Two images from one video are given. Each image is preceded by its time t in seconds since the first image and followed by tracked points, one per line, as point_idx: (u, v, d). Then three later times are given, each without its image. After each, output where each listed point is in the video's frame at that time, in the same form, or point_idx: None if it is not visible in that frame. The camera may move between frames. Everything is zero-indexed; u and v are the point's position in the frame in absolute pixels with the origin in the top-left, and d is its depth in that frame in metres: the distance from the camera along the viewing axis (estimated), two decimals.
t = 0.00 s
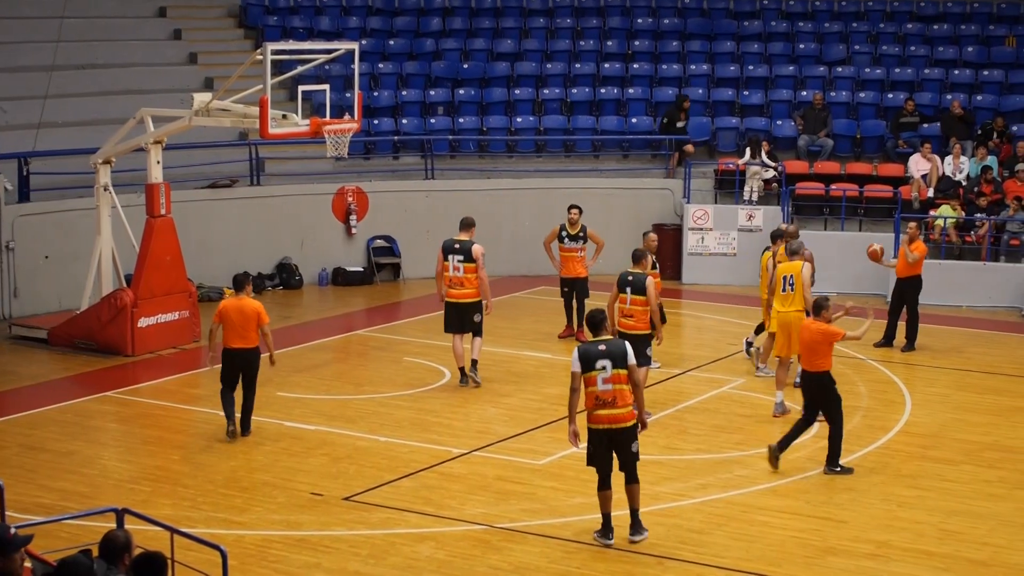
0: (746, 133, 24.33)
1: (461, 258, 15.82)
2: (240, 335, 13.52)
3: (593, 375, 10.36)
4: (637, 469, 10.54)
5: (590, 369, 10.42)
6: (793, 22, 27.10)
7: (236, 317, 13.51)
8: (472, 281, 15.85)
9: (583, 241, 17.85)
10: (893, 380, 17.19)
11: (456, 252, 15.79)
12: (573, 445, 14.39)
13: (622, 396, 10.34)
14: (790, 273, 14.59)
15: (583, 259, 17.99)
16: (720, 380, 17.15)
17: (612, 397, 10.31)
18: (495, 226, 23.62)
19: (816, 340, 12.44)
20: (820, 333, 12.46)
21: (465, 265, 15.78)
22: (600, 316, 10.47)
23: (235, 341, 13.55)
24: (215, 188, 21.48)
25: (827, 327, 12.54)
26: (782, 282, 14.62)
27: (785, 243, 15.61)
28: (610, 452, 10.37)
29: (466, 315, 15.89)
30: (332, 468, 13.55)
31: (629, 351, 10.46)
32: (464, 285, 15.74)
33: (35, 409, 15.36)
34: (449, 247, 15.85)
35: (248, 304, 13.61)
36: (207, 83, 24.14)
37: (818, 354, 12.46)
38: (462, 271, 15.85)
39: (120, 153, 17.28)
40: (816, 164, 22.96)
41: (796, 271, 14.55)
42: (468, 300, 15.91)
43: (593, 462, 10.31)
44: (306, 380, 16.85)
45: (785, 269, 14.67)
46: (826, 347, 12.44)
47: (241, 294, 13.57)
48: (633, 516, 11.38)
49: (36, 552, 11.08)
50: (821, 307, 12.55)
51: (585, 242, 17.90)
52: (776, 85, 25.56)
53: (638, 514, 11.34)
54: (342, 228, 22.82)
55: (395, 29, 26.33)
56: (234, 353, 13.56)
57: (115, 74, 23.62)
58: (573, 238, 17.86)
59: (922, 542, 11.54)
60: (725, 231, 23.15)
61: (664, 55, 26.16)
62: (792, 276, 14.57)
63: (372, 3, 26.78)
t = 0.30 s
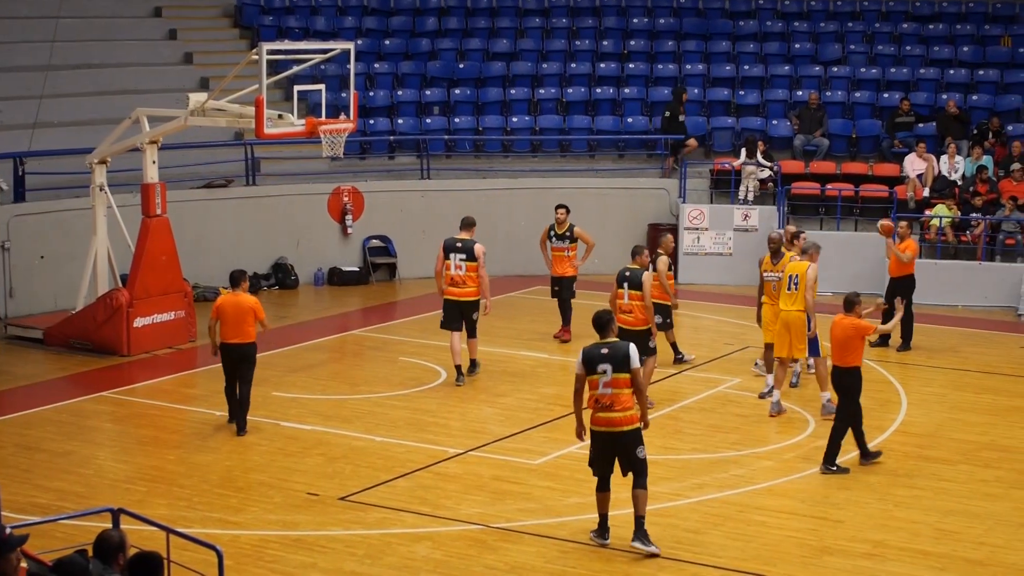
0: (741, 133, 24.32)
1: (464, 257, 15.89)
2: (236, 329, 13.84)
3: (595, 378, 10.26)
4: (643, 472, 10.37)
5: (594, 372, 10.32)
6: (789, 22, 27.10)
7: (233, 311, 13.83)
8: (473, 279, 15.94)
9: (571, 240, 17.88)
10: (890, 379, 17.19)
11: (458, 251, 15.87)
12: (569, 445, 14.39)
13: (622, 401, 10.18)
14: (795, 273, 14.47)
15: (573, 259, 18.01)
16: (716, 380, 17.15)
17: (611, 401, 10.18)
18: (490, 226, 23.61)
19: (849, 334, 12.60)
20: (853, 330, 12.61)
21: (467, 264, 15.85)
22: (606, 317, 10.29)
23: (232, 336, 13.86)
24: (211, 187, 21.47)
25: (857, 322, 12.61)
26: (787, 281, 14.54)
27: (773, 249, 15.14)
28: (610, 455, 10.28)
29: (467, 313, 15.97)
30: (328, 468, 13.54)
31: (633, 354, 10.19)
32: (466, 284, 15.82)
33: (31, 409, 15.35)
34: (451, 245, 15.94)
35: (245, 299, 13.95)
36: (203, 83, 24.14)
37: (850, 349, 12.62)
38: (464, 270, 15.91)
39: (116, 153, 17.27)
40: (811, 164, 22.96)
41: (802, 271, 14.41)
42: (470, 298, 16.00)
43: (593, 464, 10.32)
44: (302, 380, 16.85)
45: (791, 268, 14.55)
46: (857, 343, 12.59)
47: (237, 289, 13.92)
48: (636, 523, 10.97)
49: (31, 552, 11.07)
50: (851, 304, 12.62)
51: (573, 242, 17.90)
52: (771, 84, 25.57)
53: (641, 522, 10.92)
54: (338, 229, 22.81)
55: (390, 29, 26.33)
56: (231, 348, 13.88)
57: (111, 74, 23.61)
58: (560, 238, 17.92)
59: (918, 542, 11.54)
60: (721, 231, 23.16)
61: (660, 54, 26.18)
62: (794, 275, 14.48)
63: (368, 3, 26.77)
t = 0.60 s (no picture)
0: (735, 133, 24.32)
1: (464, 253, 16.33)
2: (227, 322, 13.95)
3: (602, 382, 10.29)
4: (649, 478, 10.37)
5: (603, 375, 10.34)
6: (782, 21, 27.11)
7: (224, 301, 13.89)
8: (472, 275, 16.34)
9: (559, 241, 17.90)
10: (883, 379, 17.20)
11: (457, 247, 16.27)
12: (562, 445, 14.39)
13: (625, 409, 10.18)
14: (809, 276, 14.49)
15: (559, 261, 18.04)
16: (709, 380, 17.15)
17: (614, 408, 10.21)
18: (484, 226, 23.61)
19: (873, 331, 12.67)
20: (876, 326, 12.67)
21: (466, 260, 16.27)
22: (618, 322, 10.11)
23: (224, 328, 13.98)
24: (204, 187, 21.46)
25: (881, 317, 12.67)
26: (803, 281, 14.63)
27: (756, 248, 15.03)
28: (614, 460, 10.33)
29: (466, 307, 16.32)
30: (321, 468, 13.53)
31: (639, 363, 10.10)
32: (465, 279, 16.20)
33: (24, 409, 15.34)
34: (451, 242, 16.36)
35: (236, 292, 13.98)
36: (196, 83, 24.14)
37: (876, 344, 12.68)
38: (463, 266, 16.31)
39: (109, 153, 17.25)
40: (805, 164, 22.97)
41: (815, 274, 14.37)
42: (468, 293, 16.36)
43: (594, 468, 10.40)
44: (295, 380, 16.84)
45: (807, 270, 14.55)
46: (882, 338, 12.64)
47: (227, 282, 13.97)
48: (624, 534, 10.89)
49: (24, 552, 11.05)
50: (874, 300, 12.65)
51: (560, 244, 17.96)
52: (764, 84, 25.58)
53: (628, 533, 10.85)
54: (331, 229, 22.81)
55: (384, 29, 26.33)
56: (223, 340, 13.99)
57: (104, 74, 23.60)
58: (547, 239, 17.98)
59: (911, 542, 11.54)
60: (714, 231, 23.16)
61: (653, 54, 26.20)
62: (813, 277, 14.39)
63: (361, 3, 26.77)
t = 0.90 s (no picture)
0: (727, 133, 24.34)
1: (459, 250, 16.40)
2: (224, 320, 14.11)
3: (602, 382, 10.31)
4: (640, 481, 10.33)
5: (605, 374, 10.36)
6: (774, 22, 27.12)
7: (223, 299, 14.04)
8: (469, 272, 16.46)
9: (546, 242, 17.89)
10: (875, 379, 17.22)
11: (453, 245, 16.40)
12: (554, 445, 14.39)
13: (620, 410, 10.18)
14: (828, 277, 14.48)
15: (546, 262, 18.04)
16: (701, 380, 17.16)
17: (611, 408, 10.22)
18: (476, 226, 23.61)
19: (898, 330, 12.66)
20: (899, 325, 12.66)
21: (462, 256, 16.35)
22: (625, 323, 10.14)
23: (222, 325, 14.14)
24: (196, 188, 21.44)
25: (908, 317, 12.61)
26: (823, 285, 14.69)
27: (740, 254, 14.64)
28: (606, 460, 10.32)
29: (463, 304, 16.47)
30: (314, 468, 13.53)
31: (637, 366, 10.08)
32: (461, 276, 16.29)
33: (16, 409, 15.33)
34: (446, 240, 16.44)
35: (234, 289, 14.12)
36: (188, 83, 24.15)
37: (900, 344, 12.70)
38: (459, 263, 16.39)
39: (101, 153, 17.24)
40: (797, 164, 22.99)
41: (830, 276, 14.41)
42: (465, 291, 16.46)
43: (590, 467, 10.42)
44: (287, 380, 16.84)
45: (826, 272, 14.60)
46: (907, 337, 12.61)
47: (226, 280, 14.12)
48: (618, 533, 10.87)
49: (15, 553, 11.04)
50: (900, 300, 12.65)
51: (548, 245, 17.95)
52: (756, 84, 25.61)
53: (621, 533, 10.83)
54: (323, 229, 22.81)
55: (376, 29, 26.34)
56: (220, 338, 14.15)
57: (96, 73, 23.60)
58: (536, 240, 17.96)
59: (904, 541, 11.54)
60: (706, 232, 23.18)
61: (645, 54, 26.22)
62: (827, 279, 14.57)
63: (353, 3, 26.77)
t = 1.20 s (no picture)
0: (719, 133, 24.35)
1: (450, 248, 16.44)
2: (223, 314, 14.48)
3: (593, 383, 10.24)
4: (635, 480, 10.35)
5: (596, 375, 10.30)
6: (766, 22, 27.12)
7: (220, 292, 14.41)
8: (460, 269, 16.49)
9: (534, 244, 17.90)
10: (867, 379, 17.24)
11: (444, 242, 16.42)
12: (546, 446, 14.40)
13: (615, 409, 10.15)
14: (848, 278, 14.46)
15: (535, 263, 18.05)
16: (693, 380, 17.18)
17: (605, 408, 10.19)
18: (469, 226, 23.62)
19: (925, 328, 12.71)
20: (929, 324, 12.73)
21: (454, 254, 16.40)
22: (615, 323, 10.10)
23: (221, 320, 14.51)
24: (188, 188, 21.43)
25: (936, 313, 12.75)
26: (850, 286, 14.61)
27: (721, 256, 14.48)
28: (598, 461, 10.29)
29: (456, 302, 16.49)
30: (307, 469, 13.53)
31: (631, 365, 10.07)
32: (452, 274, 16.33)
33: (9, 410, 15.32)
34: (438, 237, 16.46)
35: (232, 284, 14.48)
36: (180, 84, 24.13)
37: (928, 341, 12.78)
38: (451, 261, 16.45)
39: (93, 154, 17.24)
40: (789, 164, 23.04)
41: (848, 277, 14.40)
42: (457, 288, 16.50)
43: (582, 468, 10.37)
44: (280, 381, 16.84)
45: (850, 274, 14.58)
46: (936, 334, 12.74)
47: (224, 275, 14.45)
48: (609, 533, 10.88)
49: (8, 554, 11.03)
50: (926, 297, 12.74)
51: (538, 246, 17.95)
52: (749, 84, 25.62)
53: (614, 533, 10.83)
54: (316, 229, 22.82)
55: (368, 29, 26.34)
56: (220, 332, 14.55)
57: (87, 74, 23.58)
58: (525, 241, 17.96)
59: (897, 541, 11.56)
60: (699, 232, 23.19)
61: (637, 54, 26.22)
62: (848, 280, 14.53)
63: (345, 4, 26.76)
